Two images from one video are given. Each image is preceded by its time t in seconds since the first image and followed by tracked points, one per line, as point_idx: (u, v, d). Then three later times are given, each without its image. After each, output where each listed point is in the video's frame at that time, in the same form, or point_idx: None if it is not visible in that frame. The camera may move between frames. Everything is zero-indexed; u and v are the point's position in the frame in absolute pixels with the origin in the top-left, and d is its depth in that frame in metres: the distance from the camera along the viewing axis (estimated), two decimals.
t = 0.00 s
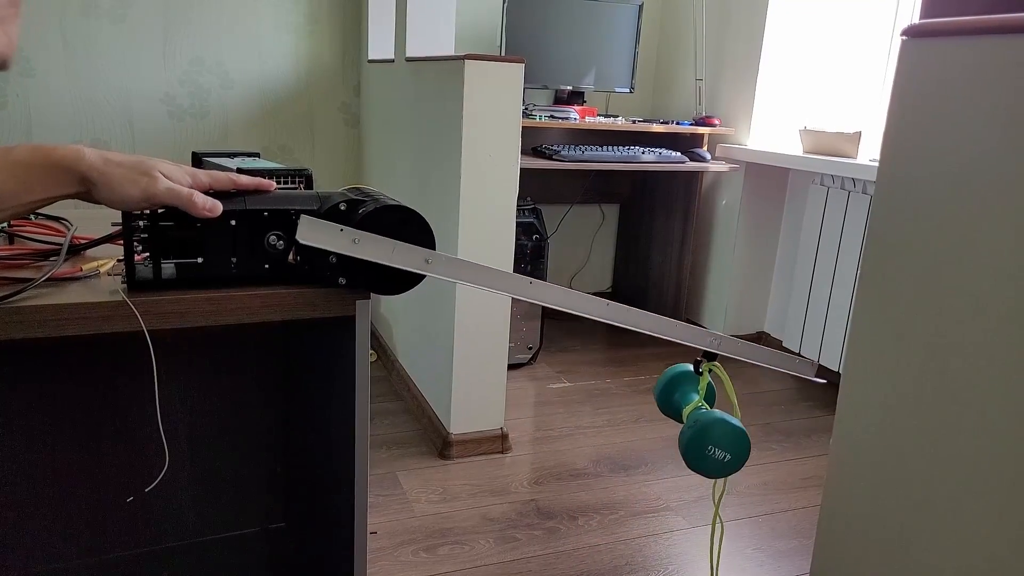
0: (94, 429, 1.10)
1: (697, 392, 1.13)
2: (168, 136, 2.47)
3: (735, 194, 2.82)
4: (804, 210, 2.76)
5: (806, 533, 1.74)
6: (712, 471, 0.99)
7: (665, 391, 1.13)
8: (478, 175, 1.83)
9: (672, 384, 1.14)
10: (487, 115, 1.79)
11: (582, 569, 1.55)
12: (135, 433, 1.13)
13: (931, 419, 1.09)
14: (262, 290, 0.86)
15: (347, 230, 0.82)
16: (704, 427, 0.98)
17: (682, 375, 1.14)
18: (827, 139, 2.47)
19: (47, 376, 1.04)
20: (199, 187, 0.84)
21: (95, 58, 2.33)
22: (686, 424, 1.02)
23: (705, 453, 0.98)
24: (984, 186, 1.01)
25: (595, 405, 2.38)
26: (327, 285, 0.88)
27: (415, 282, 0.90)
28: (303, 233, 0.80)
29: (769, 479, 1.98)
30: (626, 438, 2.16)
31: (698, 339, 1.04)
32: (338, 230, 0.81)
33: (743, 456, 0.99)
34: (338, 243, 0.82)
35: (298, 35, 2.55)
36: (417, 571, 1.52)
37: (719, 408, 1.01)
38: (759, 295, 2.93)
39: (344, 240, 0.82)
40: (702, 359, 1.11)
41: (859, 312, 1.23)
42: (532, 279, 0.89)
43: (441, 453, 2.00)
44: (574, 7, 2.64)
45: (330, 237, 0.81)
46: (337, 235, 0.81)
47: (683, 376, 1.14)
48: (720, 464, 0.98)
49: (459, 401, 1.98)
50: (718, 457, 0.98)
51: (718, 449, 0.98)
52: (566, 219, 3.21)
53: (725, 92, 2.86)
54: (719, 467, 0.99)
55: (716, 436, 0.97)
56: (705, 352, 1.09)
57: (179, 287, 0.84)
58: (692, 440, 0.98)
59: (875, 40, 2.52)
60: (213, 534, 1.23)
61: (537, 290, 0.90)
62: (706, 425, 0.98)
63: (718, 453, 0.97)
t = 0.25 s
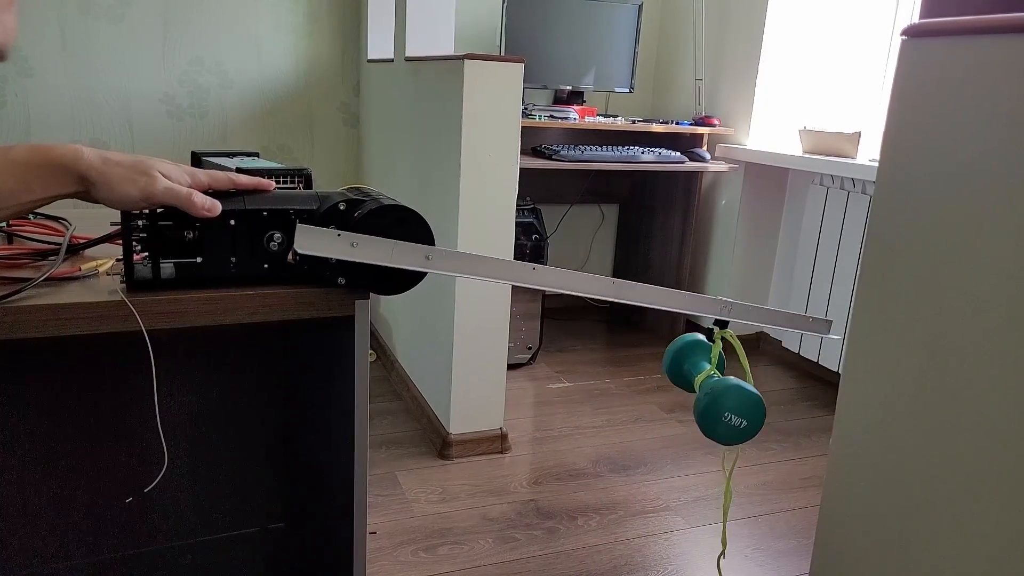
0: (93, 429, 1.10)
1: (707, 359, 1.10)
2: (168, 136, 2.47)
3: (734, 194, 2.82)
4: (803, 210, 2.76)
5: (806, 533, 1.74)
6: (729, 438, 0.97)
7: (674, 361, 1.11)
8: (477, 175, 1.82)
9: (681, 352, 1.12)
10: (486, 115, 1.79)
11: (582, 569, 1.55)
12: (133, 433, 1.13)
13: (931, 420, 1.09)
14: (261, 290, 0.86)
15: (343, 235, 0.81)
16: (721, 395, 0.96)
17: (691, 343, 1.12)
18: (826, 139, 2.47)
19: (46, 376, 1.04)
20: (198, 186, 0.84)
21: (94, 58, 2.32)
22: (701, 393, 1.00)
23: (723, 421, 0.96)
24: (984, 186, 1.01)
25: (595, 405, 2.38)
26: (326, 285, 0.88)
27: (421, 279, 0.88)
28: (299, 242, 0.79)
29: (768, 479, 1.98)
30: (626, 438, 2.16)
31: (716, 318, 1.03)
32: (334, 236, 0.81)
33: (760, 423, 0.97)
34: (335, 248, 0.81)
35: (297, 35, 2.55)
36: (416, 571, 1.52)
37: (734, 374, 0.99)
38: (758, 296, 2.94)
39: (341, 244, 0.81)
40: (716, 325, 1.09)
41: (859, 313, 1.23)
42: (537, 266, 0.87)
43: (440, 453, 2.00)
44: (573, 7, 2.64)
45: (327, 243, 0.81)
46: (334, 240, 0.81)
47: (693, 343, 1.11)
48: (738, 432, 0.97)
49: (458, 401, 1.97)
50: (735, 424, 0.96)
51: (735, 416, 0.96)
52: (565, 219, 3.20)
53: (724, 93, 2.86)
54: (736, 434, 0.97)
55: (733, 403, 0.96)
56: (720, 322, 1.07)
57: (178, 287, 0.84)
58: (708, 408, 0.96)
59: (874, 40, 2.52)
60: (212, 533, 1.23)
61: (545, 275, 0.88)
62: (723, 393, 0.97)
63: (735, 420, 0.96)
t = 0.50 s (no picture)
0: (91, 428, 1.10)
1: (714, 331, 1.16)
2: (166, 135, 2.46)
3: (733, 194, 2.82)
4: (802, 210, 2.76)
5: (804, 533, 1.74)
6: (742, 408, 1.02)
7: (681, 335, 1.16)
8: (477, 174, 1.82)
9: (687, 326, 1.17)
10: (486, 114, 1.79)
11: (581, 568, 1.55)
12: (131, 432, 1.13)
13: (930, 419, 1.09)
14: (259, 289, 0.85)
15: (341, 238, 0.83)
16: (731, 365, 1.01)
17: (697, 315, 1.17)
18: (826, 139, 2.47)
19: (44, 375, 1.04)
20: (196, 186, 0.84)
21: (93, 57, 2.32)
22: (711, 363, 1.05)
23: (735, 390, 1.01)
24: (984, 185, 1.01)
25: (594, 405, 2.38)
26: (325, 285, 0.88)
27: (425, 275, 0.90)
28: (299, 252, 0.82)
29: (768, 479, 1.98)
30: (625, 438, 2.16)
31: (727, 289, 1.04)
32: (332, 241, 0.83)
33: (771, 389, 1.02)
34: (336, 253, 0.83)
35: (297, 35, 2.55)
36: (415, 570, 1.52)
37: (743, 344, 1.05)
38: (757, 295, 2.94)
39: (340, 248, 0.83)
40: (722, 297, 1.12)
41: (858, 313, 1.23)
42: (537, 253, 0.89)
43: (439, 453, 2.00)
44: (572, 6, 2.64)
45: (326, 249, 0.82)
46: (333, 245, 0.83)
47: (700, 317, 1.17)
48: (750, 401, 1.02)
49: (457, 401, 1.97)
50: (746, 393, 1.01)
51: (746, 385, 1.01)
52: (565, 218, 3.19)
53: (724, 92, 2.86)
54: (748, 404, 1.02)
55: (745, 371, 1.01)
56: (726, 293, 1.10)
57: (176, 287, 0.83)
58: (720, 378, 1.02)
59: (874, 40, 2.52)
60: (210, 533, 1.23)
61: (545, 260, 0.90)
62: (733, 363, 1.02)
63: (746, 388, 1.01)
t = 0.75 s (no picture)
0: (88, 427, 1.09)
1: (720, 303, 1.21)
2: (166, 135, 2.46)
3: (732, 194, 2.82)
4: (802, 210, 2.76)
5: (803, 533, 1.74)
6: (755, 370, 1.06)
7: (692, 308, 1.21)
8: (476, 174, 1.82)
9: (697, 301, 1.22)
10: (486, 114, 1.79)
11: (580, 568, 1.55)
12: (128, 431, 1.12)
13: (930, 420, 1.09)
14: (259, 288, 0.85)
15: (341, 242, 0.83)
16: (737, 334, 1.06)
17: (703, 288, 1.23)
18: (825, 140, 2.48)
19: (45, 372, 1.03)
20: (197, 183, 0.84)
21: (92, 56, 2.32)
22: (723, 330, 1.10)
23: (746, 356, 1.05)
24: (984, 186, 1.01)
25: (593, 404, 2.38)
26: (325, 284, 0.88)
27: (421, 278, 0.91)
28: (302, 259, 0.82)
29: (766, 479, 1.98)
30: (624, 438, 2.16)
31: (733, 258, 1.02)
32: (332, 245, 0.83)
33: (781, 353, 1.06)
34: (337, 257, 0.83)
35: (296, 34, 2.55)
36: (414, 570, 1.52)
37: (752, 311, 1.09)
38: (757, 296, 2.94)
39: (341, 252, 0.84)
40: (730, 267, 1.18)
41: (859, 313, 1.22)
42: (539, 240, 0.90)
43: (438, 452, 2.00)
44: (572, 7, 2.64)
45: (328, 253, 0.83)
46: (334, 249, 0.83)
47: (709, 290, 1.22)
48: (760, 365, 1.06)
49: (456, 400, 1.97)
50: (756, 358, 1.05)
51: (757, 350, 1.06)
52: (564, 218, 3.19)
53: (723, 93, 2.86)
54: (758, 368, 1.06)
55: (755, 337, 1.05)
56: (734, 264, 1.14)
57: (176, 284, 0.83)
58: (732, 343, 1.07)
59: (873, 41, 2.53)
60: (208, 533, 1.22)
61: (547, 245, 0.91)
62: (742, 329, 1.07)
63: (757, 354, 1.05)
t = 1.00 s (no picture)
0: (89, 429, 1.10)
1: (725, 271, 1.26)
2: (165, 135, 2.46)
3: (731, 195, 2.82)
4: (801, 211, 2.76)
5: (802, 533, 1.74)
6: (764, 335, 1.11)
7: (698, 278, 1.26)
8: (476, 175, 1.83)
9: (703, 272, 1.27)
10: (485, 115, 1.79)
11: (580, 569, 1.55)
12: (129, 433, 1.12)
13: (929, 421, 1.09)
14: (259, 289, 0.85)
15: (338, 248, 0.83)
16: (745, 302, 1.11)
17: (706, 257, 1.28)
18: (824, 140, 2.48)
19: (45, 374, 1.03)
20: (197, 186, 0.84)
21: (92, 57, 2.32)
22: (731, 297, 1.15)
23: (754, 320, 1.11)
24: (983, 187, 1.01)
25: (592, 405, 2.39)
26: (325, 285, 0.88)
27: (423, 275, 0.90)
28: (302, 269, 0.81)
29: (766, 480, 1.98)
30: (623, 438, 2.16)
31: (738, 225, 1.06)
32: (330, 252, 0.82)
33: (790, 316, 1.12)
34: (337, 263, 0.82)
35: (296, 35, 2.55)
36: (414, 571, 1.52)
37: (759, 277, 1.14)
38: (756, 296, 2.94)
39: (340, 258, 0.83)
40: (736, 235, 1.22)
41: (858, 314, 1.23)
42: (536, 224, 0.91)
43: (438, 453, 2.00)
44: (571, 7, 2.65)
45: (328, 261, 0.82)
46: (333, 256, 0.82)
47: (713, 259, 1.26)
48: (769, 329, 1.11)
49: (456, 401, 1.97)
50: (767, 322, 1.11)
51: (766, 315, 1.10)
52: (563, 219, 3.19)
53: (723, 93, 2.86)
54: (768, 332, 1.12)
55: (763, 302, 1.10)
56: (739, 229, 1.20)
57: (176, 286, 0.84)
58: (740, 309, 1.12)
59: (873, 42, 2.53)
60: (209, 534, 1.23)
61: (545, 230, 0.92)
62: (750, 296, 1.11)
63: (766, 318, 1.10)
